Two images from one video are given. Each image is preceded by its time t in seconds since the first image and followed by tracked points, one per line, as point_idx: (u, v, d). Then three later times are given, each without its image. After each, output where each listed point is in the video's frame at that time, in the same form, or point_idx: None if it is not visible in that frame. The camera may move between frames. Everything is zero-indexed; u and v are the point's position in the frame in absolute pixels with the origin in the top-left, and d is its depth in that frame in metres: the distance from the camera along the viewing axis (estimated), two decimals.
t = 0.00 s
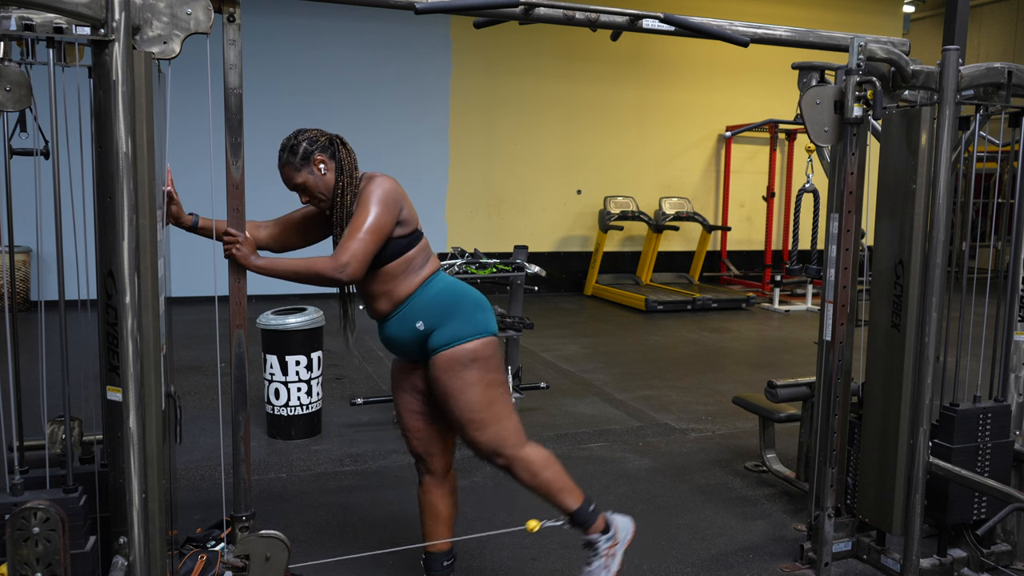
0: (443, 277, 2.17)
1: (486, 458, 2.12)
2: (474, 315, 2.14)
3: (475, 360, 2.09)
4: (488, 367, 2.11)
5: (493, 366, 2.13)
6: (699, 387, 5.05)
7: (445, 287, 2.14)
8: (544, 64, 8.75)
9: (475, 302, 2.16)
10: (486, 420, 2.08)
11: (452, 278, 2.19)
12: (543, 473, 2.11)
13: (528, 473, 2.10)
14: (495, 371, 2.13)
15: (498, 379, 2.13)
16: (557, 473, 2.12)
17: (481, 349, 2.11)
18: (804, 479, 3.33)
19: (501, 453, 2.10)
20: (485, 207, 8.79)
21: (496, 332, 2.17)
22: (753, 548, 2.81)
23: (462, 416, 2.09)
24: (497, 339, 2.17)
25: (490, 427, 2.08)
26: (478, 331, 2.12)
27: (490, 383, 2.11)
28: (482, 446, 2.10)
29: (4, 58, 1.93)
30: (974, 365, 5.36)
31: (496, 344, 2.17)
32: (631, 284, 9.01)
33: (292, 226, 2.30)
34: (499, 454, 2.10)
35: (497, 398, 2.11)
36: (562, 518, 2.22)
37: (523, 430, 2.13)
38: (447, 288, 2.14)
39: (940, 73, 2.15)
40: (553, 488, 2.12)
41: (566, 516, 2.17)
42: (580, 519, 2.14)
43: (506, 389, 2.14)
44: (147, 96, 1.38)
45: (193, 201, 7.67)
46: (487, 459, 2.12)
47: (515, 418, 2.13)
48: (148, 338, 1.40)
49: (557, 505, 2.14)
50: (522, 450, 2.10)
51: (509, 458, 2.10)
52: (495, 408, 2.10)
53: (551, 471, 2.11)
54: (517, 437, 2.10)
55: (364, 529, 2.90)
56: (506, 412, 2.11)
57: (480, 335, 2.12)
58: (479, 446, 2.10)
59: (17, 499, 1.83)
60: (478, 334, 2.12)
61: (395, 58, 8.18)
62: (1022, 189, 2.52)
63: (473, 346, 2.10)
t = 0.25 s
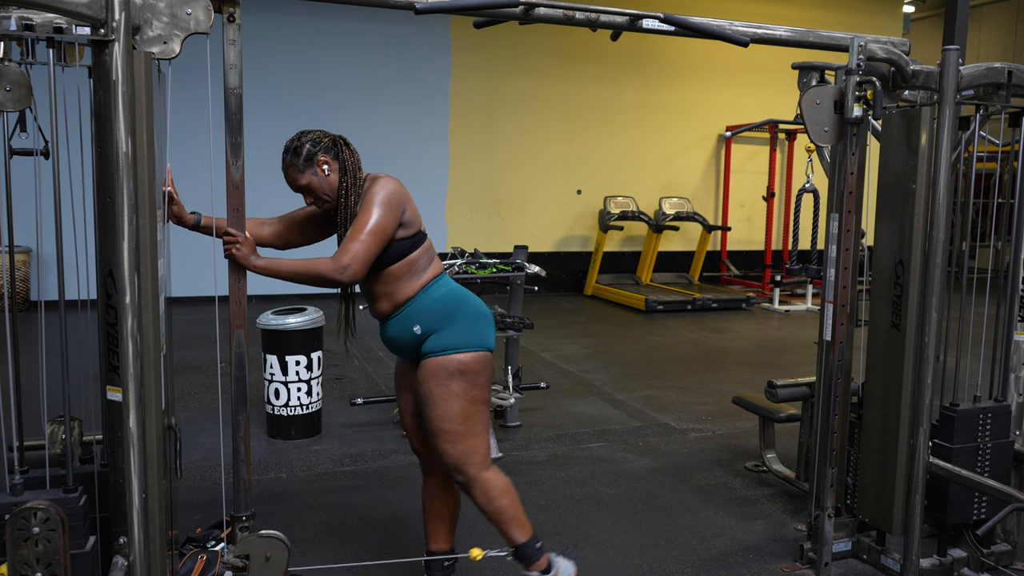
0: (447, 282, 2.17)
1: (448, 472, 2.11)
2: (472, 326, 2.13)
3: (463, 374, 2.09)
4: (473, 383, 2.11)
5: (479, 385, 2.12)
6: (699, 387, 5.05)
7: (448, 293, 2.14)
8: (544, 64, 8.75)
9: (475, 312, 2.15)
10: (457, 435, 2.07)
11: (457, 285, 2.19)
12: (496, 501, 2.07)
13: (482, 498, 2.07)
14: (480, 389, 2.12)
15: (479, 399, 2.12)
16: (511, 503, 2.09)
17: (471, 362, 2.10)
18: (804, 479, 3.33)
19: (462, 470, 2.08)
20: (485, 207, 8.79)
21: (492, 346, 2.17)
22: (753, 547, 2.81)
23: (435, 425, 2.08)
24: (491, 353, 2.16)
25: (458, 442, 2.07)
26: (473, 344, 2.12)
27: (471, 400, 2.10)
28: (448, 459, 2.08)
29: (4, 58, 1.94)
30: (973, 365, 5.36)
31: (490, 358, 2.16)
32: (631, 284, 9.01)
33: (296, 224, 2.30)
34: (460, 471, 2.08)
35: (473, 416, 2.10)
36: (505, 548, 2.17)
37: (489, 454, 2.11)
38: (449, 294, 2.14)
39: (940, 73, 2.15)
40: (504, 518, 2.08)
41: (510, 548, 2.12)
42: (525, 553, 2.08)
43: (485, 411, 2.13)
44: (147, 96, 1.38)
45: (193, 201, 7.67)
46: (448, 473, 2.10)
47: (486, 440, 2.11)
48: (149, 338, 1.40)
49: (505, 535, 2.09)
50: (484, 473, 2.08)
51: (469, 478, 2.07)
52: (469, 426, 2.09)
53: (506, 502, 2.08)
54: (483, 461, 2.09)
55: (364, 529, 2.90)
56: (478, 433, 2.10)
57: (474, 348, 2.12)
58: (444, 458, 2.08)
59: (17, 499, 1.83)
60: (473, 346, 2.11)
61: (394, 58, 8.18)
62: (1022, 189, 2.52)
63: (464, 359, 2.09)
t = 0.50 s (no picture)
0: (450, 287, 2.17)
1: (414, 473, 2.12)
2: (469, 334, 2.14)
3: (451, 381, 2.10)
4: (459, 391, 2.11)
5: (464, 395, 2.12)
6: (699, 387, 5.05)
7: (449, 299, 2.14)
8: (544, 64, 8.75)
9: (474, 321, 2.16)
10: (434, 441, 2.07)
11: (460, 290, 2.19)
12: (453, 513, 2.09)
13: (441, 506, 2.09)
14: (464, 399, 2.12)
15: (461, 409, 2.13)
16: (466, 519, 2.10)
17: (461, 370, 2.11)
18: (804, 479, 3.33)
19: (429, 475, 2.09)
20: (485, 207, 8.79)
21: (486, 357, 2.17)
22: (753, 547, 2.81)
23: (413, 426, 2.08)
24: (485, 364, 2.17)
25: (431, 447, 2.07)
26: (467, 353, 2.12)
27: (454, 409, 2.10)
28: (418, 461, 2.09)
29: (4, 57, 1.93)
30: (974, 365, 5.36)
31: (483, 368, 2.17)
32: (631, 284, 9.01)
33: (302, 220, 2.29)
34: (427, 475, 2.09)
35: (453, 424, 2.10)
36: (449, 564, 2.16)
37: (459, 466, 2.12)
38: (450, 300, 2.14)
39: (940, 73, 2.15)
40: (457, 531, 2.09)
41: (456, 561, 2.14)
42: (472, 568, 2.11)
43: (464, 421, 2.14)
44: (147, 96, 1.38)
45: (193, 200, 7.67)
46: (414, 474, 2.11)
47: (458, 451, 2.12)
48: (149, 338, 1.40)
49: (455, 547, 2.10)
50: (448, 483, 2.09)
51: (434, 484, 2.09)
52: (447, 433, 2.09)
53: (463, 516, 2.10)
54: (451, 472, 2.09)
55: (365, 529, 2.90)
56: (453, 443, 2.10)
57: (467, 357, 2.12)
58: (414, 460, 2.09)
59: (17, 499, 1.83)
60: (467, 355, 2.12)
61: (394, 58, 8.18)
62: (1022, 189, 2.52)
63: (455, 366, 2.10)
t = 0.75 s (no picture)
0: (451, 290, 2.17)
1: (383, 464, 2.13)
2: (464, 339, 2.15)
3: (438, 383, 2.10)
4: (443, 394, 2.11)
5: (448, 400, 2.12)
6: (699, 387, 5.05)
7: (448, 301, 2.15)
8: (544, 63, 8.75)
9: (470, 326, 2.17)
10: (406, 440, 2.08)
11: (460, 294, 2.19)
12: (410, 513, 2.13)
13: (402, 503, 2.12)
14: (447, 403, 2.13)
15: (443, 413, 2.13)
16: (422, 521, 2.14)
17: (451, 373, 2.11)
18: (804, 479, 3.34)
19: (396, 471, 2.11)
20: (485, 207, 8.79)
21: (477, 363, 2.18)
22: (753, 547, 2.81)
23: (391, 420, 2.09)
24: (475, 370, 2.18)
25: (399, 445, 2.08)
26: (459, 357, 2.13)
27: (436, 412, 2.11)
28: (388, 455, 2.10)
29: (4, 58, 1.93)
30: (974, 365, 5.36)
31: (472, 374, 2.18)
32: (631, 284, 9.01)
33: (307, 216, 2.31)
34: (394, 471, 2.11)
35: (431, 427, 2.11)
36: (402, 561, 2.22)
37: (427, 468, 2.13)
38: (449, 302, 2.15)
39: (940, 73, 2.15)
40: (411, 531, 2.13)
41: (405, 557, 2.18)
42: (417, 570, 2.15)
43: (444, 426, 2.14)
44: (147, 96, 1.38)
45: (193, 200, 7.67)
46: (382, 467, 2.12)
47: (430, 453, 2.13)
48: (149, 338, 1.40)
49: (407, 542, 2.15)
50: (411, 483, 2.12)
51: (399, 481, 2.11)
52: (425, 435, 2.09)
53: (420, 517, 2.13)
54: (418, 473, 2.11)
55: (365, 529, 2.90)
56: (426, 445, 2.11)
57: (459, 360, 2.13)
58: (385, 453, 2.10)
59: (17, 499, 1.83)
60: (460, 359, 2.13)
61: (394, 58, 8.18)
62: (1022, 189, 2.52)
63: (445, 368, 2.11)
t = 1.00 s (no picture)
0: (455, 292, 2.18)
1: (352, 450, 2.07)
2: (461, 339, 2.14)
3: (426, 377, 2.07)
4: (428, 389, 2.08)
5: (434, 397, 2.09)
6: (699, 387, 5.05)
7: (451, 301, 2.15)
8: (544, 63, 8.75)
9: (469, 328, 2.17)
10: (382, 425, 2.03)
11: (463, 298, 2.20)
12: (374, 503, 2.06)
13: (367, 492, 2.06)
14: (431, 399, 2.09)
15: (425, 409, 2.09)
16: (385, 514, 2.07)
17: (441, 368, 2.09)
18: (804, 479, 3.34)
19: (365, 459, 2.04)
20: (485, 207, 8.79)
21: (468, 367, 2.16)
22: (753, 547, 2.81)
23: (370, 404, 2.05)
24: (467, 374, 2.17)
25: (373, 429, 2.02)
26: (451, 355, 2.11)
27: (417, 405, 2.07)
28: (359, 441, 2.04)
29: (4, 58, 1.93)
30: (974, 365, 5.36)
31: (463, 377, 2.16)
32: (631, 284, 9.02)
33: (308, 213, 2.31)
34: (362, 458, 2.04)
35: (409, 420, 2.06)
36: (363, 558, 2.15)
37: (398, 460, 2.08)
38: (452, 301, 2.15)
39: (940, 73, 2.15)
40: (373, 521, 2.07)
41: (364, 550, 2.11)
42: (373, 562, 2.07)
43: (421, 422, 2.10)
44: (147, 96, 1.38)
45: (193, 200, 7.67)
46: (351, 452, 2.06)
47: (403, 446, 2.07)
48: (149, 339, 1.40)
49: (367, 532, 2.08)
50: (380, 472, 2.06)
51: (366, 469, 2.05)
52: (402, 425, 2.05)
53: (384, 509, 2.07)
54: (388, 464, 2.06)
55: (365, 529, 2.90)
56: (400, 437, 2.06)
57: (450, 358, 2.11)
58: (356, 438, 2.04)
59: (17, 499, 1.83)
60: (454, 357, 2.12)
61: (394, 58, 8.18)
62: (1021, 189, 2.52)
63: (436, 362, 2.09)
